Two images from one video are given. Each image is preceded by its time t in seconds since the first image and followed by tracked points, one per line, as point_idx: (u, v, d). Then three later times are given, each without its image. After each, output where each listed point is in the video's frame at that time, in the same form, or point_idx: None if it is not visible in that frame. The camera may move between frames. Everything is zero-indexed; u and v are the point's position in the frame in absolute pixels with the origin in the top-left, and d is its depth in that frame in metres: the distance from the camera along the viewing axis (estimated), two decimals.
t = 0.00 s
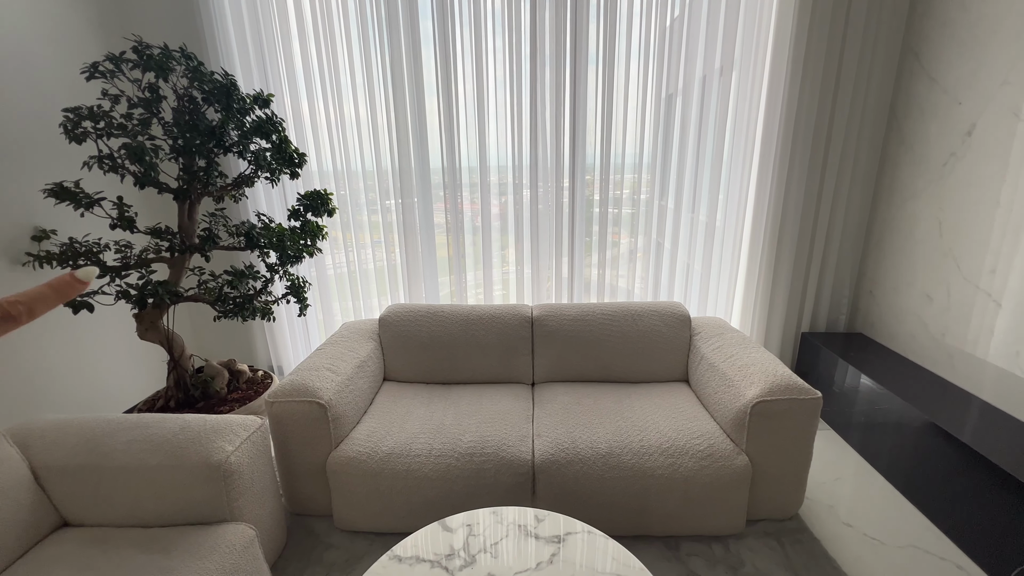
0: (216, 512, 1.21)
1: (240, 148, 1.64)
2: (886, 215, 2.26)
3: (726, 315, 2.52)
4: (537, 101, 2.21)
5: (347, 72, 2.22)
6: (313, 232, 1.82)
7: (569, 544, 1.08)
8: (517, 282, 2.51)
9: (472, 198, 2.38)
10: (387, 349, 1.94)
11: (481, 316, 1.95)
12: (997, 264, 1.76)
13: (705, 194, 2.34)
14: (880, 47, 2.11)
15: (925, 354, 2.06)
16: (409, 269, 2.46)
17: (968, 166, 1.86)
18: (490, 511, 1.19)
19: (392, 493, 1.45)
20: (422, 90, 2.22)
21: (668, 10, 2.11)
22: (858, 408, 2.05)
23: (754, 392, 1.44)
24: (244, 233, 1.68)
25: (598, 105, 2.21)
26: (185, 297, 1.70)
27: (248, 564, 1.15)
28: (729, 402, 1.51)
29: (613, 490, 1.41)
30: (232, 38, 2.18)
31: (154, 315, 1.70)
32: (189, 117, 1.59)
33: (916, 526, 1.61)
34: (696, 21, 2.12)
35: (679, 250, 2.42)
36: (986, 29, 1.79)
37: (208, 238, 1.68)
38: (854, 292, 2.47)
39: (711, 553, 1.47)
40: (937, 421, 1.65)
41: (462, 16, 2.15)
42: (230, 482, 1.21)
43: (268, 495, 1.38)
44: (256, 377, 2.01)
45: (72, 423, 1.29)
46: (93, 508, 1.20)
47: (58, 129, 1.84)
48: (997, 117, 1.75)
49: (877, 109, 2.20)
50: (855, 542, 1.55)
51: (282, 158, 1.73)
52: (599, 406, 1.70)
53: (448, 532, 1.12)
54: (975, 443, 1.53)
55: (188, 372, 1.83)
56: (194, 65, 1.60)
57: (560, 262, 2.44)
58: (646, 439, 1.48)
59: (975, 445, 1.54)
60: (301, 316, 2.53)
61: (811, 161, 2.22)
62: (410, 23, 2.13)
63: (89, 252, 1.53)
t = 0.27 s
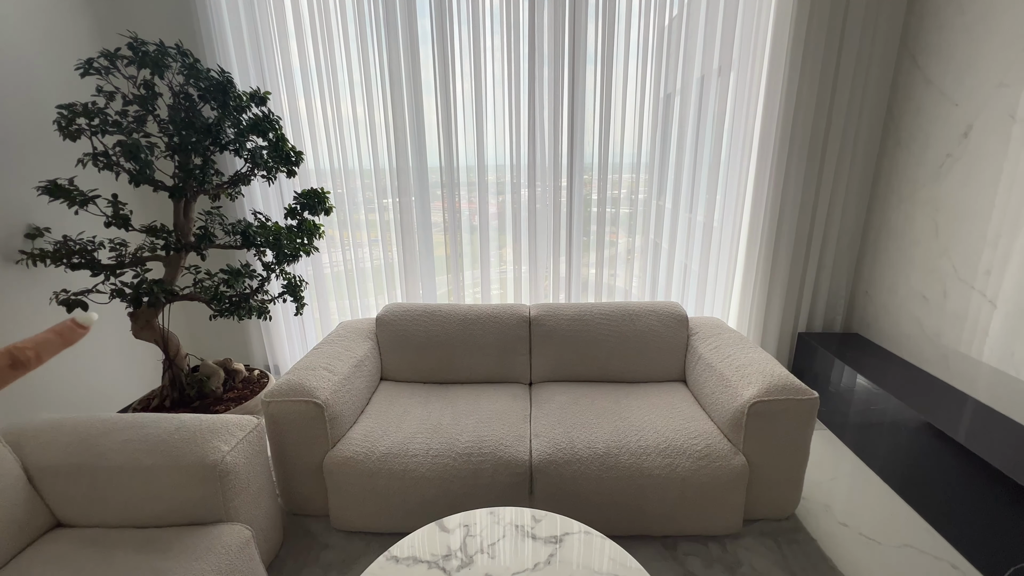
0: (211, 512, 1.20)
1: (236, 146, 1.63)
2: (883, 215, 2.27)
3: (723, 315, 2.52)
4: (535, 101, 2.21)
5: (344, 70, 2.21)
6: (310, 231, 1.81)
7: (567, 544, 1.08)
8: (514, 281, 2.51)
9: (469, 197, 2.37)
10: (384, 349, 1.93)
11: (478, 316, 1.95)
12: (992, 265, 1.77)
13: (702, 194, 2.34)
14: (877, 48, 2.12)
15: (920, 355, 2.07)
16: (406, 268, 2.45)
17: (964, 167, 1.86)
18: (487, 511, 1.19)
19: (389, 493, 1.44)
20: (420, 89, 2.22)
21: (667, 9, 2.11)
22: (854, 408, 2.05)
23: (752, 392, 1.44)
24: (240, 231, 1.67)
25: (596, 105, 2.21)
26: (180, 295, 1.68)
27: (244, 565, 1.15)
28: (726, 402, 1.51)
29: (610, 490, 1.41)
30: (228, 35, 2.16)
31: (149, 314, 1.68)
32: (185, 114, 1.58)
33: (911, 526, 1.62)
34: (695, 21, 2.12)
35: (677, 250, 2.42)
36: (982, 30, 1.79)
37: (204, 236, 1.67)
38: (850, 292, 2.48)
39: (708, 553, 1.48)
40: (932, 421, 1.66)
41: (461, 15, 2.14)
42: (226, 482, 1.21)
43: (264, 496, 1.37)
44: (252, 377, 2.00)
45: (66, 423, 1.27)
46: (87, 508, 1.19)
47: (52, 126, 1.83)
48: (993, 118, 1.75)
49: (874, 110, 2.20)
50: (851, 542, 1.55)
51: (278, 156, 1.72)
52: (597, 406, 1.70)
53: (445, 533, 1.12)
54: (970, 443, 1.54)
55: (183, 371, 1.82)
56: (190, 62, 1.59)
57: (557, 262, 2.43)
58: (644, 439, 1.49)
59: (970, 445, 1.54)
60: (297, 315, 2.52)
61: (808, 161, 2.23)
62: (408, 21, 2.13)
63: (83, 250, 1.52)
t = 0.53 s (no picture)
0: (206, 514, 1.19)
1: (232, 144, 1.61)
2: (880, 216, 2.27)
3: (720, 316, 2.52)
4: (534, 99, 2.20)
5: (341, 67, 2.19)
6: (306, 229, 1.80)
7: (565, 547, 1.07)
8: (512, 281, 2.50)
9: (467, 196, 2.36)
10: (381, 348, 1.92)
11: (476, 315, 1.94)
12: (988, 267, 1.78)
13: (701, 194, 2.34)
14: (876, 49, 2.12)
15: (917, 356, 2.08)
16: (403, 267, 2.44)
17: (962, 168, 1.87)
18: (485, 513, 1.18)
19: (386, 494, 1.43)
20: (418, 87, 2.20)
21: (666, 8, 2.10)
22: (850, 409, 2.06)
23: (750, 393, 1.44)
24: (236, 230, 1.66)
25: (595, 104, 2.20)
26: (175, 294, 1.67)
27: (239, 567, 1.13)
28: (724, 403, 1.50)
29: (608, 491, 1.41)
30: (224, 31, 2.14)
31: (143, 312, 1.66)
32: (180, 111, 1.56)
33: (908, 526, 1.62)
34: (694, 20, 2.11)
35: (674, 250, 2.42)
36: (981, 32, 1.80)
37: (199, 234, 1.65)
38: (848, 293, 2.48)
39: (706, 554, 1.47)
40: (929, 422, 1.66)
41: (459, 12, 2.13)
42: (221, 483, 1.19)
43: (259, 497, 1.36)
44: (248, 376, 1.99)
45: (58, 423, 1.26)
46: (80, 510, 1.17)
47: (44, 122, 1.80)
48: (991, 120, 1.76)
49: (872, 111, 2.21)
50: (848, 543, 1.56)
51: (275, 154, 1.70)
52: (595, 406, 1.70)
53: (442, 535, 1.11)
54: (967, 444, 1.54)
55: (178, 371, 1.80)
56: (185, 58, 1.57)
57: (555, 261, 2.43)
58: (642, 439, 1.48)
59: (967, 446, 1.55)
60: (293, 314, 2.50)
61: (807, 161, 2.23)
62: (406, 18, 2.11)
63: (76, 247, 1.50)
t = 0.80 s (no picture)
0: (202, 515, 1.18)
1: (228, 141, 1.60)
2: (879, 217, 2.28)
3: (718, 316, 2.53)
4: (533, 98, 2.20)
5: (339, 64, 2.18)
6: (304, 228, 1.78)
7: (564, 548, 1.07)
8: (510, 280, 2.49)
9: (465, 194, 2.35)
10: (379, 348, 1.91)
11: (474, 315, 1.93)
12: (985, 268, 1.78)
13: (699, 194, 2.34)
14: (875, 50, 2.12)
15: (914, 356, 2.08)
16: (401, 266, 2.43)
17: (959, 170, 1.87)
18: (483, 514, 1.18)
19: (384, 495, 1.42)
20: (416, 84, 2.19)
21: (665, 7, 2.09)
22: (848, 409, 2.06)
23: (748, 394, 1.44)
24: (232, 228, 1.64)
25: (594, 103, 2.20)
26: (171, 293, 1.65)
27: (235, 569, 1.13)
28: (723, 404, 1.50)
29: (607, 492, 1.41)
30: (220, 27, 2.12)
31: (138, 311, 1.65)
32: (176, 108, 1.55)
33: (904, 527, 1.63)
34: (693, 20, 2.11)
35: (673, 250, 2.42)
36: (979, 34, 1.80)
37: (195, 232, 1.64)
38: (845, 293, 2.49)
39: (704, 555, 1.48)
40: (926, 422, 1.67)
41: (457, 9, 2.12)
42: (217, 484, 1.18)
43: (256, 498, 1.35)
44: (245, 375, 1.97)
45: (52, 423, 1.24)
46: (74, 512, 1.16)
47: (38, 119, 1.78)
48: (989, 122, 1.76)
49: (870, 112, 2.21)
50: (845, 543, 1.56)
51: (272, 152, 1.68)
52: (593, 407, 1.69)
53: (440, 536, 1.10)
54: (963, 445, 1.55)
55: (174, 370, 1.79)
56: (181, 54, 1.55)
57: (553, 260, 2.42)
58: (641, 440, 1.48)
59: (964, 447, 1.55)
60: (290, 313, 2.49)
61: (805, 162, 2.23)
62: (404, 16, 2.10)
63: (71, 246, 1.48)
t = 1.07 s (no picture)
0: (201, 513, 1.18)
1: (227, 139, 1.59)
2: (878, 216, 2.28)
3: (717, 314, 2.53)
4: (532, 96, 2.19)
5: (338, 62, 2.17)
6: (302, 226, 1.78)
7: (563, 546, 1.07)
8: (509, 279, 2.49)
9: (464, 192, 2.34)
10: (377, 346, 1.91)
11: (473, 313, 1.93)
12: (984, 267, 1.78)
13: (698, 193, 2.34)
14: (874, 49, 2.12)
15: (912, 355, 2.09)
16: (400, 264, 2.43)
17: (959, 169, 1.87)
18: (482, 512, 1.18)
19: (383, 493, 1.42)
20: (415, 82, 2.19)
21: (665, 6, 2.09)
22: (846, 408, 2.06)
23: (747, 392, 1.44)
24: (230, 226, 1.64)
25: (593, 101, 2.19)
26: (169, 291, 1.65)
27: (234, 567, 1.12)
28: (722, 402, 1.50)
29: (605, 491, 1.41)
30: (219, 24, 2.11)
31: (137, 309, 1.64)
32: (174, 106, 1.54)
33: (903, 525, 1.63)
34: (693, 18, 2.11)
35: (672, 248, 2.42)
36: (979, 32, 1.80)
37: (193, 230, 1.63)
38: (844, 292, 2.49)
39: (703, 553, 1.48)
40: (924, 421, 1.67)
41: (457, 7, 2.11)
42: (216, 482, 1.18)
43: (255, 496, 1.35)
44: (243, 373, 1.97)
45: (50, 421, 1.24)
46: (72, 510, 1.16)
47: (35, 116, 1.78)
48: (988, 120, 1.76)
49: (870, 110, 2.21)
50: (844, 541, 1.56)
51: (270, 150, 1.68)
52: (592, 405, 1.69)
53: (439, 534, 1.10)
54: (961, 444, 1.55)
55: (172, 368, 1.78)
56: (179, 51, 1.54)
57: (552, 259, 2.42)
58: (640, 439, 1.48)
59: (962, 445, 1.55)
60: (289, 311, 2.48)
61: (805, 161, 2.23)
62: (404, 14, 2.10)
63: (69, 243, 1.47)
